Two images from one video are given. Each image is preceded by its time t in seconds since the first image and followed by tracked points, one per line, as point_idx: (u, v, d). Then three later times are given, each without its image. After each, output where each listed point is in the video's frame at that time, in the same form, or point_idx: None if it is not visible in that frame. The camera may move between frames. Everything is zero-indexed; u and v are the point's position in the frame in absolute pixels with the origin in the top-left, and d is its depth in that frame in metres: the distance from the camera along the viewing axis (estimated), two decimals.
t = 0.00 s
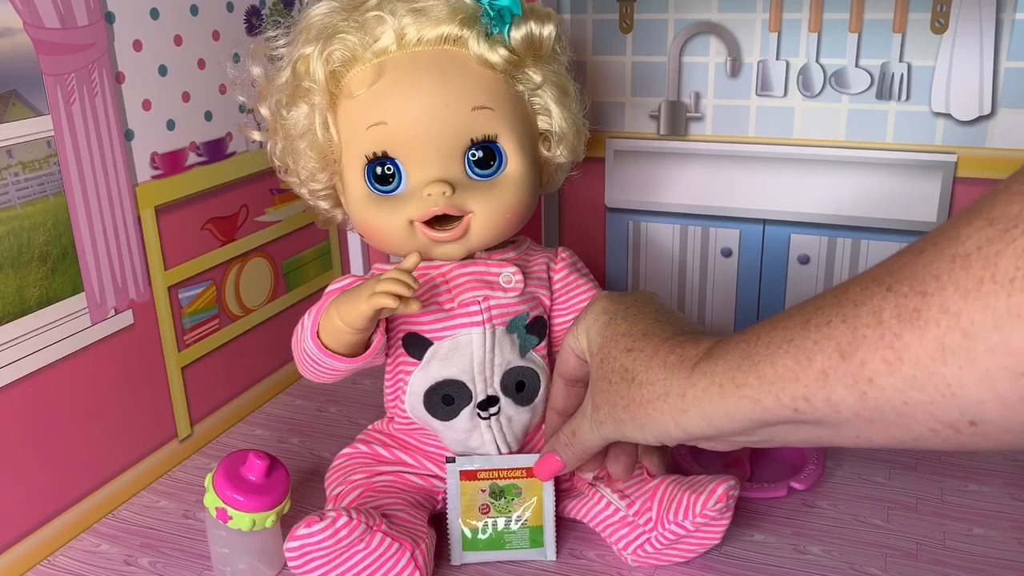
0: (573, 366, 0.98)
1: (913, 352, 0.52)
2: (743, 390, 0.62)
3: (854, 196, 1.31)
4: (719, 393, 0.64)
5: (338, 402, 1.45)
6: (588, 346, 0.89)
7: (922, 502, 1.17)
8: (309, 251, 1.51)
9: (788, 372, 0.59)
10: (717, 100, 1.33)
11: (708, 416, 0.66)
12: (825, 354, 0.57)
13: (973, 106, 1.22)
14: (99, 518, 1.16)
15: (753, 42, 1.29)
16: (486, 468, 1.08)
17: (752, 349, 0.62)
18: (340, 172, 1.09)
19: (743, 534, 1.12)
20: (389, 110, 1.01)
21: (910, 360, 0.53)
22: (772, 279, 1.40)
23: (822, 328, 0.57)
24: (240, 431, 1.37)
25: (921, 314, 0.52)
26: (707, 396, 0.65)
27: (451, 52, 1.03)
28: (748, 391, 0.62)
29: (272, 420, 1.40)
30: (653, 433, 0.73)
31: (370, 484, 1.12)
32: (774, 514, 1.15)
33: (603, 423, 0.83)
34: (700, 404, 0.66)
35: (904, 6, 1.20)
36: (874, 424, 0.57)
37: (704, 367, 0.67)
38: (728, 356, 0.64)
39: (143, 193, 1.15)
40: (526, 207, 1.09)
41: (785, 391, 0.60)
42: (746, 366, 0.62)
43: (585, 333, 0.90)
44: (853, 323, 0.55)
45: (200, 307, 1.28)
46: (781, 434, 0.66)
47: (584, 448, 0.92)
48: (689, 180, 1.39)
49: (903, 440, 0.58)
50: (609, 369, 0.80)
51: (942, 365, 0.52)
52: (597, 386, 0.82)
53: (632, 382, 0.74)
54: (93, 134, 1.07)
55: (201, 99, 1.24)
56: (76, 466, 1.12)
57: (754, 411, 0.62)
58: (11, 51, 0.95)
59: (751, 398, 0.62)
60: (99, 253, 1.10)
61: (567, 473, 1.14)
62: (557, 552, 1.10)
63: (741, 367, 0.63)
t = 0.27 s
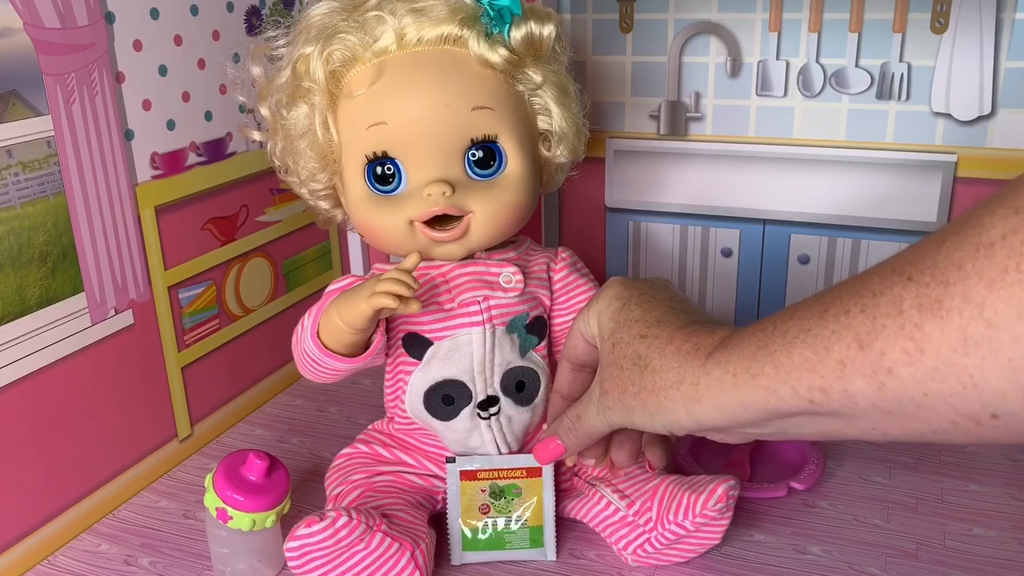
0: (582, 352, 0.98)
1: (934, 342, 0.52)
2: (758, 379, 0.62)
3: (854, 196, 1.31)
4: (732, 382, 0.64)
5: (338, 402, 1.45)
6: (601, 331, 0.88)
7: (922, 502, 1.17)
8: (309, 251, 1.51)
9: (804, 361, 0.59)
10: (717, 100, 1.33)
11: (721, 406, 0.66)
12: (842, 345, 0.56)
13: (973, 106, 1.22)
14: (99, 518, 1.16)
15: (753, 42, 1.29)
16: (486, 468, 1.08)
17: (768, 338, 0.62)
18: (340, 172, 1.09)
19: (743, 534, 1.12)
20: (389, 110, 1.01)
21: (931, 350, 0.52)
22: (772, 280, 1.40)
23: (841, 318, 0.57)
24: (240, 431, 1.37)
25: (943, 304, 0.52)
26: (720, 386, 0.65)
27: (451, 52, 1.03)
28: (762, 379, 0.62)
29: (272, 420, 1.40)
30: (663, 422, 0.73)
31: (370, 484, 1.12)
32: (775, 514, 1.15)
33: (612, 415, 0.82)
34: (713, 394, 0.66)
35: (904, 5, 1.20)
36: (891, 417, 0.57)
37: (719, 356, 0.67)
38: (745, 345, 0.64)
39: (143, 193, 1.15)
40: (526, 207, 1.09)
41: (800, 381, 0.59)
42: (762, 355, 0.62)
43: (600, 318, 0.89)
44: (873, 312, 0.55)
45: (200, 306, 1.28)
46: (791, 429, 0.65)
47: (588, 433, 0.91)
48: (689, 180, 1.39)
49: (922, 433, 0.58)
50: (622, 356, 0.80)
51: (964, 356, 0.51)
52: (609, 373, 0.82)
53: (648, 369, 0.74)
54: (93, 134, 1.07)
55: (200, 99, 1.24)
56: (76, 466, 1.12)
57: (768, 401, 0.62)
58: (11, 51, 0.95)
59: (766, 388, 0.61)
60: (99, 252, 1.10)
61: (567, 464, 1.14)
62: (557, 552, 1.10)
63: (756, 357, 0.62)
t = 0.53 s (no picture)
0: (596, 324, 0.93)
1: (966, 326, 0.50)
2: (780, 362, 0.59)
3: (854, 196, 1.31)
4: (753, 364, 0.61)
5: (338, 402, 1.45)
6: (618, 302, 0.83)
7: (922, 502, 1.17)
8: (309, 251, 1.51)
9: (829, 345, 0.56)
10: (717, 100, 1.33)
11: (741, 389, 0.63)
12: (870, 329, 0.54)
13: (973, 106, 1.22)
14: (99, 518, 1.16)
15: (753, 42, 1.29)
16: (486, 468, 1.08)
17: (792, 321, 0.59)
18: (340, 172, 1.09)
19: (743, 534, 1.12)
20: (389, 110, 1.01)
21: (962, 334, 0.50)
22: (772, 280, 1.40)
23: (868, 301, 0.54)
24: (240, 431, 1.37)
25: (978, 287, 0.49)
26: (740, 368, 0.62)
27: (451, 52, 1.03)
28: (785, 363, 0.59)
29: (272, 420, 1.40)
30: (678, 404, 0.70)
31: (370, 484, 1.12)
32: (774, 514, 1.15)
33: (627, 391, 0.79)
34: (733, 376, 0.63)
35: (904, 6, 1.20)
36: (916, 403, 0.55)
37: (739, 338, 0.63)
38: (768, 327, 0.61)
39: (143, 193, 1.15)
40: (526, 207, 1.09)
41: (825, 366, 0.56)
42: (784, 338, 0.59)
43: (618, 291, 0.84)
44: (901, 295, 0.53)
45: (200, 306, 1.28)
46: (818, 413, 0.62)
47: (598, 407, 0.88)
48: (689, 180, 1.39)
49: (948, 420, 0.56)
50: (636, 333, 0.76)
51: (998, 342, 0.49)
52: (624, 345, 0.77)
53: (660, 346, 0.71)
54: (93, 134, 1.07)
55: (200, 99, 1.24)
56: (76, 466, 1.12)
57: (791, 386, 0.59)
58: (11, 51, 0.95)
59: (789, 371, 0.59)
60: (99, 253, 1.10)
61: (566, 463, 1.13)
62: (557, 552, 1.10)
63: (779, 340, 0.59)
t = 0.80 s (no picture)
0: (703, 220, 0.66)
1: None
2: (931, 290, 0.44)
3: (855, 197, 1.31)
4: (897, 296, 0.45)
5: (338, 402, 1.45)
6: (745, 204, 0.58)
7: (922, 502, 1.17)
8: (309, 251, 1.51)
9: (999, 272, 0.41)
10: (717, 100, 1.33)
11: (879, 323, 0.46)
12: None
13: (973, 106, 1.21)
14: (99, 518, 1.16)
15: (753, 42, 1.29)
16: (486, 468, 1.08)
17: (951, 240, 0.44)
18: (340, 172, 1.09)
19: (743, 534, 1.12)
20: (389, 110, 1.01)
21: None
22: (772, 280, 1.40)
23: None
24: (240, 431, 1.37)
25: None
26: (881, 299, 0.46)
27: (451, 52, 1.03)
28: (939, 293, 0.43)
29: (272, 420, 1.40)
30: (762, 324, 0.53)
31: (370, 484, 1.12)
32: (774, 514, 1.15)
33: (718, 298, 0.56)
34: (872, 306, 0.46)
35: (904, 6, 1.20)
36: None
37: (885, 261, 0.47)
38: (924, 248, 0.45)
39: (143, 193, 1.15)
40: (526, 207, 1.09)
41: (986, 298, 0.42)
42: (943, 263, 0.44)
43: (747, 193, 0.59)
44: None
45: (200, 306, 1.28)
46: (946, 358, 0.48)
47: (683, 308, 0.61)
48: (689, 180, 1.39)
49: None
50: (764, 241, 0.53)
51: None
52: (741, 249, 0.54)
53: (743, 248, 0.54)
54: (93, 134, 1.07)
55: (201, 99, 1.24)
56: (77, 466, 1.12)
57: (940, 322, 0.44)
58: (11, 50, 0.95)
59: (941, 302, 0.43)
60: (99, 252, 1.10)
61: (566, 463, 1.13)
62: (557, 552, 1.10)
63: (933, 261, 0.44)
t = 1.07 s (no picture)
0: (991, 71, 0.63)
1: None
2: None
3: (854, 197, 1.31)
4: None
5: (338, 402, 1.45)
6: None
7: (922, 502, 1.17)
8: (309, 251, 1.51)
9: None
10: (717, 100, 1.33)
11: None
12: None
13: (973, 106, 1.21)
14: (99, 518, 1.16)
15: (753, 42, 1.29)
16: (487, 469, 1.08)
17: None
18: (340, 171, 1.09)
19: (743, 534, 1.12)
20: (389, 110, 1.01)
21: None
22: (772, 281, 1.39)
23: None
24: (240, 431, 1.37)
25: None
26: None
27: (451, 52, 1.03)
28: None
29: (272, 420, 1.40)
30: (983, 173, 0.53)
31: (370, 484, 1.12)
32: (774, 514, 1.15)
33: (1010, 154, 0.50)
34: None
35: (904, 6, 1.20)
36: None
37: None
38: None
39: (143, 193, 1.15)
40: (526, 207, 1.09)
41: None
42: None
43: None
44: None
45: (200, 306, 1.28)
46: None
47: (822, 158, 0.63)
48: (689, 180, 1.39)
49: None
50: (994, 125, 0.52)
51: None
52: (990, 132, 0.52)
53: None
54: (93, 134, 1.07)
55: (201, 99, 1.24)
56: (77, 466, 1.12)
57: None
58: (11, 50, 0.95)
59: None
60: (99, 252, 1.10)
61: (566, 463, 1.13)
62: (557, 552, 1.10)
63: None
